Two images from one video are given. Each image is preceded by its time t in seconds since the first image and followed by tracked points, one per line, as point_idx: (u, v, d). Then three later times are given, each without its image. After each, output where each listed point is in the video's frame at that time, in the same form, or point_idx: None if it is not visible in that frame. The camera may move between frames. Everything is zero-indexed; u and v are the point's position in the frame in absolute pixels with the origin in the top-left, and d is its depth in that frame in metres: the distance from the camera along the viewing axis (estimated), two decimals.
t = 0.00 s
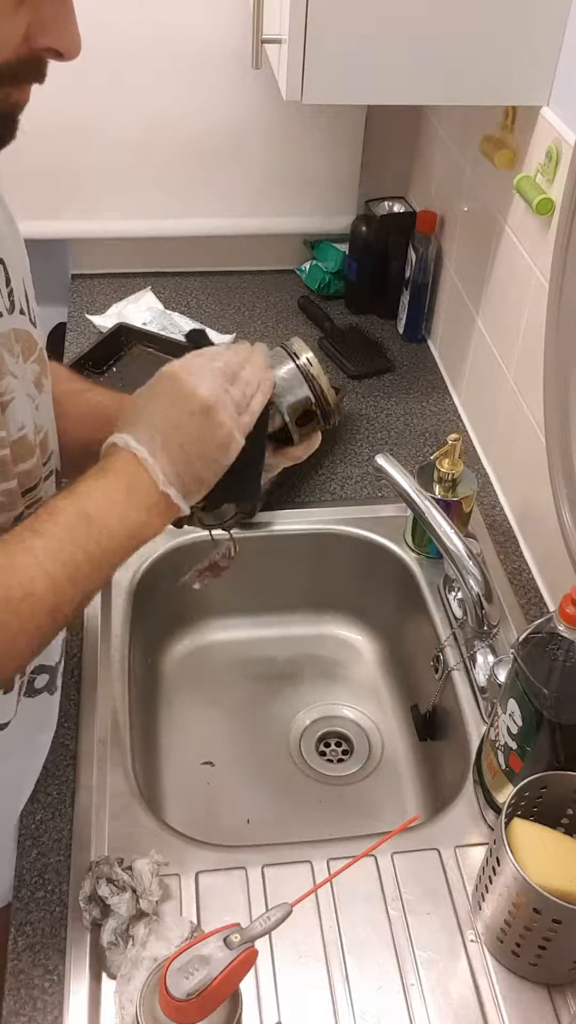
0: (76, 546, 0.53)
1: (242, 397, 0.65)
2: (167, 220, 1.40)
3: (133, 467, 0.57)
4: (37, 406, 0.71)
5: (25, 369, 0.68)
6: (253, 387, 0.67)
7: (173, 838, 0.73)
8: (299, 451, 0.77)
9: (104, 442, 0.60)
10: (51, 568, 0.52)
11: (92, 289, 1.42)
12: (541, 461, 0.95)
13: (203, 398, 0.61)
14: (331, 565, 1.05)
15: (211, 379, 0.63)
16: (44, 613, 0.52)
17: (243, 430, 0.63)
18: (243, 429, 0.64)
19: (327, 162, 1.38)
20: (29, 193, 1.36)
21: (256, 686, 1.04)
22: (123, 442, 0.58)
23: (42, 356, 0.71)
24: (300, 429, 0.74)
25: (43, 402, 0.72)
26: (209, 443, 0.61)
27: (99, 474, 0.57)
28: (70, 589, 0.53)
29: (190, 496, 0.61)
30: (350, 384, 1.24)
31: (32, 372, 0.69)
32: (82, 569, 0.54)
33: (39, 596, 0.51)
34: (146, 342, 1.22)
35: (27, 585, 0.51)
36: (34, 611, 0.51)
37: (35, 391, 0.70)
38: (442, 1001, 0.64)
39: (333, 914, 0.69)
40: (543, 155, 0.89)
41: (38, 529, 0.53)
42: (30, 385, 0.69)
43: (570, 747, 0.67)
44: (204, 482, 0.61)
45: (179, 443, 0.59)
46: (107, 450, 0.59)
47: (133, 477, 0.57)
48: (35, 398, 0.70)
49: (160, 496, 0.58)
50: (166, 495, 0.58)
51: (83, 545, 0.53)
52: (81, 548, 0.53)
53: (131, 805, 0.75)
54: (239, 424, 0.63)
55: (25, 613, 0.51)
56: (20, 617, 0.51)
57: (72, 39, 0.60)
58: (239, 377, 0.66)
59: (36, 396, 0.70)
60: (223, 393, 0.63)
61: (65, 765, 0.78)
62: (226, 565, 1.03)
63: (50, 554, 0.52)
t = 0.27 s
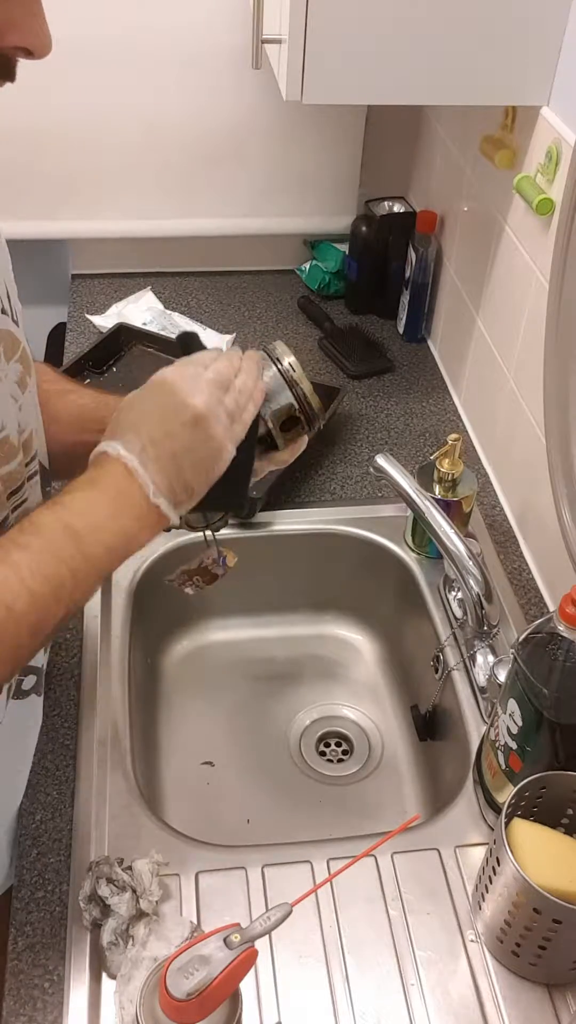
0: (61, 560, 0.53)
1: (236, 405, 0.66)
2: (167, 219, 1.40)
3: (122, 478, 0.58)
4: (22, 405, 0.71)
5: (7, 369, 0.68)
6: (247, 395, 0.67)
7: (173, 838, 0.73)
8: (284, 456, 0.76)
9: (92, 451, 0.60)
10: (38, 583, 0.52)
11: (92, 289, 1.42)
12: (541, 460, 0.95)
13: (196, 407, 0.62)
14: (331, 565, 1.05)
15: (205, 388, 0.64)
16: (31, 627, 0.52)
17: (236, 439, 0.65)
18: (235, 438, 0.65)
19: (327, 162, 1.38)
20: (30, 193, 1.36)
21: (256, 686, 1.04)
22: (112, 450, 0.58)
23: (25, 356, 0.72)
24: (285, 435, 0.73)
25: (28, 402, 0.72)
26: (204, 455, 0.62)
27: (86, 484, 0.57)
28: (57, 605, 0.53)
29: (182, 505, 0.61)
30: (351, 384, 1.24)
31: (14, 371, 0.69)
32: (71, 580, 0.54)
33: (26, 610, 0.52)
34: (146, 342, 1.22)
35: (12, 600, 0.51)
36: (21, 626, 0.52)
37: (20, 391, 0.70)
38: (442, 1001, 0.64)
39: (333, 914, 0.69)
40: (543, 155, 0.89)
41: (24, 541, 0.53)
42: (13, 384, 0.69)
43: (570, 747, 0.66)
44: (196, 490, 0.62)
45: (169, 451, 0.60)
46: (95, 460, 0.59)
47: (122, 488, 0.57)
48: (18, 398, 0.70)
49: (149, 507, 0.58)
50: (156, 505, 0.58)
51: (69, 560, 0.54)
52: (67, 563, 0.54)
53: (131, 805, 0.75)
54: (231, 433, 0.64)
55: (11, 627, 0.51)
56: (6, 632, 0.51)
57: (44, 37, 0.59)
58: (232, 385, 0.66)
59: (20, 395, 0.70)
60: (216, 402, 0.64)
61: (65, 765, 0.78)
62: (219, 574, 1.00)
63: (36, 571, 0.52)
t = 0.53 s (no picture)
0: (50, 562, 0.54)
1: (226, 400, 0.65)
2: (167, 219, 1.40)
3: (113, 479, 0.57)
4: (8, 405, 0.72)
5: None
6: (237, 389, 0.66)
7: (173, 838, 0.73)
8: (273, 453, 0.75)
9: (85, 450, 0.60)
10: (25, 589, 0.53)
11: (92, 289, 1.42)
12: (541, 460, 0.95)
13: (184, 403, 0.61)
14: (331, 565, 1.05)
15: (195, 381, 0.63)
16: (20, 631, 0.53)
17: (227, 435, 0.64)
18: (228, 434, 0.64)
19: (327, 162, 1.38)
20: (30, 193, 1.36)
21: (255, 686, 1.04)
22: (102, 450, 0.58)
23: (13, 356, 0.73)
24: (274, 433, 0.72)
25: (14, 402, 0.73)
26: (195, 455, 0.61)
27: (78, 485, 0.57)
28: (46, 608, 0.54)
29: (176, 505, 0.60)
30: (351, 384, 1.24)
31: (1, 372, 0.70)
32: (62, 583, 0.55)
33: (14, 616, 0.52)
34: (146, 342, 1.22)
35: None
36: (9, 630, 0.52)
37: (6, 391, 0.71)
38: (443, 1001, 0.64)
39: (333, 914, 0.69)
40: (543, 155, 0.89)
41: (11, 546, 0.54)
42: None
43: (571, 747, 0.66)
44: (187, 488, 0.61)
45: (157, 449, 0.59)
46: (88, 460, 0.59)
47: (112, 489, 0.57)
48: (4, 398, 0.71)
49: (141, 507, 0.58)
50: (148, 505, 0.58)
51: (56, 564, 0.54)
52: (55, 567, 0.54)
53: (131, 805, 0.75)
54: (223, 428, 0.63)
55: None
56: None
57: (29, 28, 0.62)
58: (223, 379, 0.66)
59: (5, 396, 0.71)
60: (206, 397, 0.63)
61: (65, 765, 0.78)
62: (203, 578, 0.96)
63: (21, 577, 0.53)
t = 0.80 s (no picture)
0: (46, 560, 0.53)
1: (217, 392, 0.65)
2: (167, 219, 1.40)
3: (106, 475, 0.57)
4: None
5: None
6: (227, 381, 0.66)
7: (173, 838, 0.73)
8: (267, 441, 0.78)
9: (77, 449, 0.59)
10: (24, 587, 0.52)
11: (92, 288, 1.42)
12: (541, 460, 0.95)
13: (176, 398, 0.61)
14: (331, 565, 1.05)
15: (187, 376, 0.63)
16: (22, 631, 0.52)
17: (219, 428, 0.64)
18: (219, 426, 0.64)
19: (327, 161, 1.38)
20: (29, 192, 1.36)
21: (255, 686, 1.04)
22: (96, 449, 0.58)
23: (4, 352, 0.74)
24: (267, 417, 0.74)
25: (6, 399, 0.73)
26: (191, 451, 0.61)
27: (69, 485, 0.57)
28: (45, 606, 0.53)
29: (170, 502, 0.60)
30: (351, 384, 1.24)
31: None
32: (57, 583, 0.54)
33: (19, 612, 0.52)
34: (146, 342, 1.22)
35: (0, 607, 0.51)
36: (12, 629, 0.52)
37: None
38: (443, 1001, 0.64)
39: (333, 914, 0.69)
40: (543, 154, 0.89)
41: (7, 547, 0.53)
42: None
43: (571, 748, 0.66)
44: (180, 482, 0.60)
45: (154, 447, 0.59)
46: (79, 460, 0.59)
47: (106, 487, 0.57)
48: None
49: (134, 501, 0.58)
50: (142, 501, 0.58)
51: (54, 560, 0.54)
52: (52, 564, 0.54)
53: (131, 805, 0.75)
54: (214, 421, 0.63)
55: None
56: None
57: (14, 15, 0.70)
58: (211, 371, 0.66)
59: None
60: (198, 393, 0.63)
61: (65, 765, 0.78)
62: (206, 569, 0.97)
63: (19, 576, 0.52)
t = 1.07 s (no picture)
0: (39, 551, 0.54)
1: (214, 386, 0.65)
2: (167, 219, 1.40)
3: (100, 465, 0.58)
4: None
5: None
6: (225, 381, 0.66)
7: (173, 837, 0.73)
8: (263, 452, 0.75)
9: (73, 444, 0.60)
10: (19, 574, 0.53)
11: (92, 288, 1.42)
12: (541, 460, 0.95)
13: (168, 384, 0.61)
14: (331, 565, 1.05)
15: (178, 365, 0.63)
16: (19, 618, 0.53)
17: (216, 422, 0.64)
18: (216, 420, 0.64)
19: (327, 161, 1.38)
20: (29, 192, 1.36)
21: (255, 686, 1.04)
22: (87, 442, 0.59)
23: (2, 352, 0.73)
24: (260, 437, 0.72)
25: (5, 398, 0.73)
26: (186, 440, 0.61)
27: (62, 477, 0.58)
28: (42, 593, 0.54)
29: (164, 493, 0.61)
30: (351, 384, 1.24)
31: None
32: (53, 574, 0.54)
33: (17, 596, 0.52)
34: (146, 342, 1.22)
35: None
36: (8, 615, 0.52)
37: None
38: (443, 1002, 0.64)
39: (333, 914, 0.69)
40: (543, 154, 0.89)
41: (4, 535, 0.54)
42: None
43: (570, 748, 0.66)
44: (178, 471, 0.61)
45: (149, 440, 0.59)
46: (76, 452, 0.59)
47: (97, 475, 0.58)
48: None
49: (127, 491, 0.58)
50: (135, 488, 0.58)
51: (48, 547, 0.54)
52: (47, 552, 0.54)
53: (131, 805, 0.75)
54: (209, 413, 0.63)
55: None
56: None
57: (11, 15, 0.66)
58: (209, 369, 0.65)
59: None
60: (192, 381, 0.63)
61: (65, 765, 0.78)
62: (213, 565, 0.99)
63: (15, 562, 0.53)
